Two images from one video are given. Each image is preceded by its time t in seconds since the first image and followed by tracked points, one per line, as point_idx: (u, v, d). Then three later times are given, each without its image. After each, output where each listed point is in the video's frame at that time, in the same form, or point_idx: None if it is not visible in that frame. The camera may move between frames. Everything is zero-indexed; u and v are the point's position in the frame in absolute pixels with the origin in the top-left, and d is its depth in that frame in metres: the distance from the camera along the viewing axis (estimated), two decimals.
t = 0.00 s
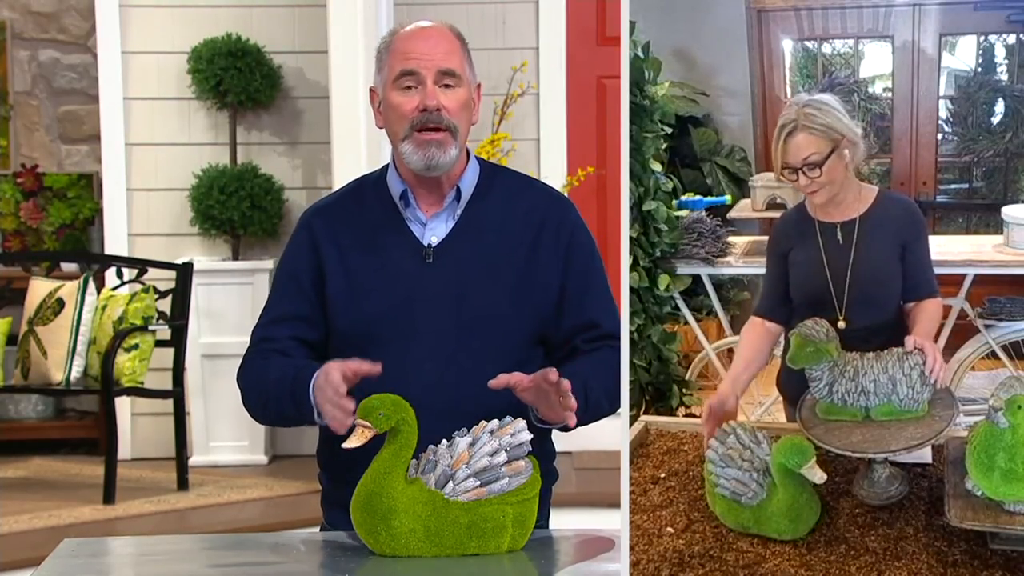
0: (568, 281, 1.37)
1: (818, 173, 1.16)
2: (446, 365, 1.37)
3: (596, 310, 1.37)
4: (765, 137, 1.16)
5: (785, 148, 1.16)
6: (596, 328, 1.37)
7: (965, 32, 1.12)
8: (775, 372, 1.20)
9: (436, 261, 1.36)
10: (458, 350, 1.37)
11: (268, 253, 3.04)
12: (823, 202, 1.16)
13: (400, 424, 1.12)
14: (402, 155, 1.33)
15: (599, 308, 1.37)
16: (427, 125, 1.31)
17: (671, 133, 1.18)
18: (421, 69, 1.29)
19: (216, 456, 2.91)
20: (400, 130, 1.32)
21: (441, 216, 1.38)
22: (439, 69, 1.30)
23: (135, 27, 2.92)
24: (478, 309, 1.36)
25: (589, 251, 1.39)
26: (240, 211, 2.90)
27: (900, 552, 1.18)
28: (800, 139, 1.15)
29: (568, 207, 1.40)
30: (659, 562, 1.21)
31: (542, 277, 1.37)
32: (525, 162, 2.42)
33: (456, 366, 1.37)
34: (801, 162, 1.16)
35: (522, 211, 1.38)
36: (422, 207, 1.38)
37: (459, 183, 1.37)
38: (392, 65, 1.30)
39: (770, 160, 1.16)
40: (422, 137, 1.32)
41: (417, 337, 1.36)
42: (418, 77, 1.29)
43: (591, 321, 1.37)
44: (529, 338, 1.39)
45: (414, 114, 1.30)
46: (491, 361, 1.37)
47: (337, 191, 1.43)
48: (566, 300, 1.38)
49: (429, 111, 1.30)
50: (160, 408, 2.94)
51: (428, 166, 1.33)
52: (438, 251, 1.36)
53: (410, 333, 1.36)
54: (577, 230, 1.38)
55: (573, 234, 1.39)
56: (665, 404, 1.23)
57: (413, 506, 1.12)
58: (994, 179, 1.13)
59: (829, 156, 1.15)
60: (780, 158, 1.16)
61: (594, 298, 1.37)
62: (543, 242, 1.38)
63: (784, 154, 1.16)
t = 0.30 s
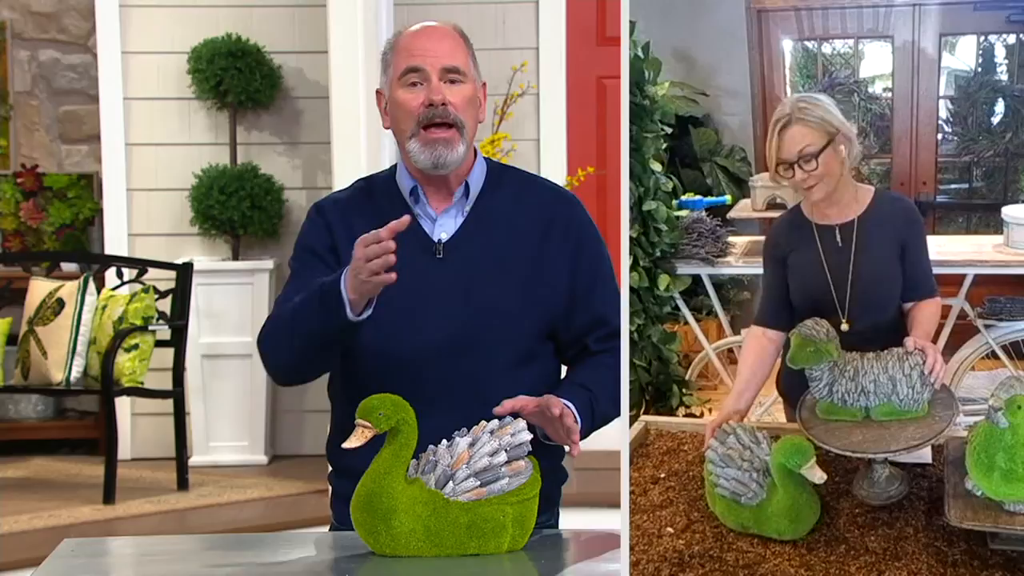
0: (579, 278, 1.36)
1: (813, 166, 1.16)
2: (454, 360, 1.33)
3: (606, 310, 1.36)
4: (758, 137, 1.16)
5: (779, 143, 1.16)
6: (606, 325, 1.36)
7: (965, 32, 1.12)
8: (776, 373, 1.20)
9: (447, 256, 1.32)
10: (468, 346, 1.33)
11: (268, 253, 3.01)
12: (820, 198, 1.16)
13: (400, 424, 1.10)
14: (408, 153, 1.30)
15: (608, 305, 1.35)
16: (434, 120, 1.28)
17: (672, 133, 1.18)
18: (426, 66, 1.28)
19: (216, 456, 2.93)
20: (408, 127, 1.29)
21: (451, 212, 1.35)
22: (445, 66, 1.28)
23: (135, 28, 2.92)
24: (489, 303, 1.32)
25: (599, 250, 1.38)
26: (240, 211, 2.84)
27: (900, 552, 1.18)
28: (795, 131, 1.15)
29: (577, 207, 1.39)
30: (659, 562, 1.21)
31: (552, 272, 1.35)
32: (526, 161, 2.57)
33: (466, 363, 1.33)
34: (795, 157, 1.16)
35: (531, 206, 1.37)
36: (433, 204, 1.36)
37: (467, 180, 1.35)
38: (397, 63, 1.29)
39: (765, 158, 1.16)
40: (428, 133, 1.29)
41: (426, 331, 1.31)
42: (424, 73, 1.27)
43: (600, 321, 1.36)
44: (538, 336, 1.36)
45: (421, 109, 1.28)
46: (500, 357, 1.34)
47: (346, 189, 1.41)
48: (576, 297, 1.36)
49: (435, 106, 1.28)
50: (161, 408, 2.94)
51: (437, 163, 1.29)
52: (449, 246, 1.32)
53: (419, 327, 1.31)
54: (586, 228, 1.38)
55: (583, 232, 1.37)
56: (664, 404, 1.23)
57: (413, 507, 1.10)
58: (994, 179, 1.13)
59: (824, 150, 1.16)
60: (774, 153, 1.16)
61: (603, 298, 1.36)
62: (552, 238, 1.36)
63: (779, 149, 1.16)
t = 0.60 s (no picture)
0: (579, 280, 1.36)
1: (825, 150, 1.16)
2: (459, 359, 1.32)
3: (608, 310, 1.37)
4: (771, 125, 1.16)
5: (789, 131, 1.16)
6: (608, 326, 1.37)
7: (965, 32, 1.12)
8: (776, 372, 1.20)
9: (449, 255, 1.32)
10: (469, 345, 1.32)
11: (268, 253, 3.01)
12: (829, 186, 1.16)
13: (400, 425, 1.10)
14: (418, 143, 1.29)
15: (610, 307, 1.36)
16: (445, 113, 1.27)
17: (672, 133, 1.18)
18: (439, 60, 1.27)
19: (216, 456, 2.93)
20: (418, 118, 1.28)
21: (454, 210, 1.35)
22: (458, 61, 1.28)
23: (135, 29, 2.92)
24: (490, 303, 1.32)
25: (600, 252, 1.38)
26: (240, 211, 2.84)
27: (900, 552, 1.17)
28: (806, 116, 1.15)
29: (579, 209, 1.39)
30: (658, 562, 1.21)
31: (554, 273, 1.35)
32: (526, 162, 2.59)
33: (466, 362, 1.33)
34: (807, 141, 1.16)
35: (533, 206, 1.37)
36: (436, 201, 1.35)
37: (471, 176, 1.35)
38: (410, 56, 1.29)
39: (772, 150, 1.17)
40: (438, 121, 1.27)
41: (426, 330, 1.31)
42: (437, 67, 1.27)
43: (602, 321, 1.37)
44: (541, 336, 1.36)
45: (432, 101, 1.28)
46: (500, 357, 1.34)
47: (349, 189, 1.40)
48: (577, 299, 1.37)
49: (447, 98, 1.27)
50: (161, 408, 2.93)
51: (445, 153, 1.28)
52: (452, 246, 1.32)
53: (420, 326, 1.31)
54: (585, 228, 1.38)
55: (584, 233, 1.38)
56: (664, 404, 1.23)
57: (413, 506, 1.10)
58: (994, 179, 1.13)
59: (835, 136, 1.15)
60: (785, 140, 1.16)
61: (604, 298, 1.37)
62: (554, 238, 1.36)
63: (790, 136, 1.16)
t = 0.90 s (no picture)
0: (558, 282, 1.36)
1: (833, 149, 1.16)
2: (436, 363, 1.34)
3: (587, 312, 1.36)
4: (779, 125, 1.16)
5: (797, 127, 1.16)
6: (589, 328, 1.36)
7: (965, 32, 1.12)
8: (776, 373, 1.20)
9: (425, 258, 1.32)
10: (446, 347, 1.33)
11: (268, 253, 3.00)
12: (832, 185, 1.16)
13: (400, 425, 1.09)
14: (404, 151, 1.31)
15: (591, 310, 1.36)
16: (433, 125, 1.29)
17: (672, 133, 1.18)
18: (432, 73, 1.29)
19: (216, 456, 2.92)
20: (405, 127, 1.30)
21: (432, 214, 1.35)
22: (450, 74, 1.29)
23: (135, 29, 2.92)
24: (467, 306, 1.33)
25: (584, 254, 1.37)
26: (240, 211, 2.84)
27: (900, 552, 1.17)
28: (816, 114, 1.15)
29: (562, 210, 1.38)
30: (659, 562, 1.21)
31: (531, 278, 1.35)
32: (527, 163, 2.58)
33: (444, 364, 1.34)
34: (814, 139, 1.16)
35: (513, 211, 1.36)
36: (414, 205, 1.35)
37: (450, 182, 1.35)
38: (404, 64, 1.29)
39: (778, 147, 1.16)
40: (424, 134, 1.29)
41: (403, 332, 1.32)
42: (428, 79, 1.29)
43: (582, 322, 1.36)
44: (519, 339, 1.37)
45: (421, 112, 1.29)
46: (478, 358, 1.35)
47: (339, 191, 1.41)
48: (558, 300, 1.36)
49: (436, 112, 1.29)
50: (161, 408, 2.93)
51: (428, 164, 1.30)
52: (428, 248, 1.32)
53: (398, 328, 1.32)
54: (567, 230, 1.36)
55: (566, 236, 1.36)
56: (664, 404, 1.22)
57: (413, 506, 1.10)
58: (994, 179, 1.13)
59: (843, 136, 1.15)
60: (793, 136, 1.16)
61: (584, 301, 1.36)
62: (533, 243, 1.35)
63: (798, 132, 1.16)
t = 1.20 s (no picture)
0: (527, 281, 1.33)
1: (837, 145, 1.16)
2: (416, 365, 1.33)
3: (540, 306, 1.30)
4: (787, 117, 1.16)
5: (803, 121, 1.16)
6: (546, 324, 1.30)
7: (965, 32, 1.12)
8: (776, 373, 1.20)
9: (406, 262, 1.31)
10: (429, 351, 1.33)
11: (268, 253, 3.00)
12: (836, 181, 1.16)
13: (400, 425, 1.09)
14: (381, 163, 1.30)
15: (548, 303, 1.30)
16: (408, 136, 1.29)
17: (672, 133, 1.18)
18: (404, 86, 1.29)
19: (216, 456, 2.92)
20: (381, 140, 1.30)
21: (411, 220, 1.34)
22: (422, 85, 1.29)
23: (135, 29, 2.92)
24: (447, 309, 1.32)
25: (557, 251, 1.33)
26: (240, 211, 2.83)
27: (900, 552, 1.17)
28: (822, 109, 1.15)
29: (540, 208, 1.34)
30: (659, 562, 1.21)
31: (508, 279, 1.32)
32: (526, 163, 2.58)
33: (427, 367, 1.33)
34: (820, 134, 1.16)
35: (493, 212, 1.34)
36: (396, 211, 1.35)
37: (427, 189, 1.33)
38: (377, 77, 1.30)
39: (783, 143, 1.16)
40: (400, 147, 1.29)
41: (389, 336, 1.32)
42: (401, 91, 1.29)
43: (534, 316, 1.31)
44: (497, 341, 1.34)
45: (395, 125, 1.29)
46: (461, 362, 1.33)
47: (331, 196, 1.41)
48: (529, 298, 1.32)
49: (409, 124, 1.29)
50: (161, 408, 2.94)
51: (405, 176, 1.29)
52: (408, 253, 1.31)
53: (383, 332, 1.32)
54: (543, 229, 1.33)
55: (541, 234, 1.33)
56: (664, 404, 1.23)
57: (413, 506, 1.09)
58: (994, 179, 1.13)
59: (848, 133, 1.15)
60: (800, 131, 1.16)
61: (540, 295, 1.30)
62: (511, 245, 1.33)
63: (804, 127, 1.16)
